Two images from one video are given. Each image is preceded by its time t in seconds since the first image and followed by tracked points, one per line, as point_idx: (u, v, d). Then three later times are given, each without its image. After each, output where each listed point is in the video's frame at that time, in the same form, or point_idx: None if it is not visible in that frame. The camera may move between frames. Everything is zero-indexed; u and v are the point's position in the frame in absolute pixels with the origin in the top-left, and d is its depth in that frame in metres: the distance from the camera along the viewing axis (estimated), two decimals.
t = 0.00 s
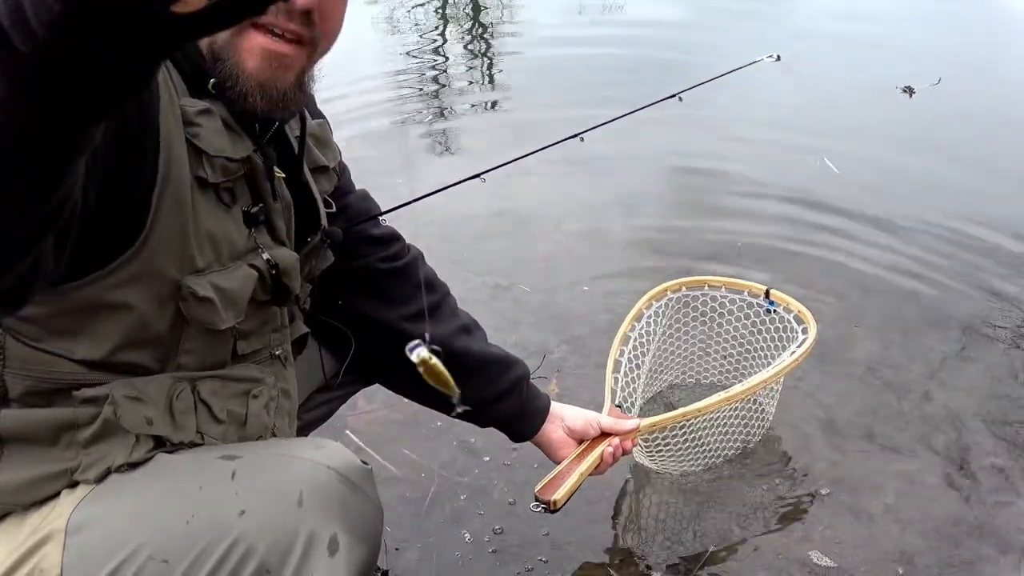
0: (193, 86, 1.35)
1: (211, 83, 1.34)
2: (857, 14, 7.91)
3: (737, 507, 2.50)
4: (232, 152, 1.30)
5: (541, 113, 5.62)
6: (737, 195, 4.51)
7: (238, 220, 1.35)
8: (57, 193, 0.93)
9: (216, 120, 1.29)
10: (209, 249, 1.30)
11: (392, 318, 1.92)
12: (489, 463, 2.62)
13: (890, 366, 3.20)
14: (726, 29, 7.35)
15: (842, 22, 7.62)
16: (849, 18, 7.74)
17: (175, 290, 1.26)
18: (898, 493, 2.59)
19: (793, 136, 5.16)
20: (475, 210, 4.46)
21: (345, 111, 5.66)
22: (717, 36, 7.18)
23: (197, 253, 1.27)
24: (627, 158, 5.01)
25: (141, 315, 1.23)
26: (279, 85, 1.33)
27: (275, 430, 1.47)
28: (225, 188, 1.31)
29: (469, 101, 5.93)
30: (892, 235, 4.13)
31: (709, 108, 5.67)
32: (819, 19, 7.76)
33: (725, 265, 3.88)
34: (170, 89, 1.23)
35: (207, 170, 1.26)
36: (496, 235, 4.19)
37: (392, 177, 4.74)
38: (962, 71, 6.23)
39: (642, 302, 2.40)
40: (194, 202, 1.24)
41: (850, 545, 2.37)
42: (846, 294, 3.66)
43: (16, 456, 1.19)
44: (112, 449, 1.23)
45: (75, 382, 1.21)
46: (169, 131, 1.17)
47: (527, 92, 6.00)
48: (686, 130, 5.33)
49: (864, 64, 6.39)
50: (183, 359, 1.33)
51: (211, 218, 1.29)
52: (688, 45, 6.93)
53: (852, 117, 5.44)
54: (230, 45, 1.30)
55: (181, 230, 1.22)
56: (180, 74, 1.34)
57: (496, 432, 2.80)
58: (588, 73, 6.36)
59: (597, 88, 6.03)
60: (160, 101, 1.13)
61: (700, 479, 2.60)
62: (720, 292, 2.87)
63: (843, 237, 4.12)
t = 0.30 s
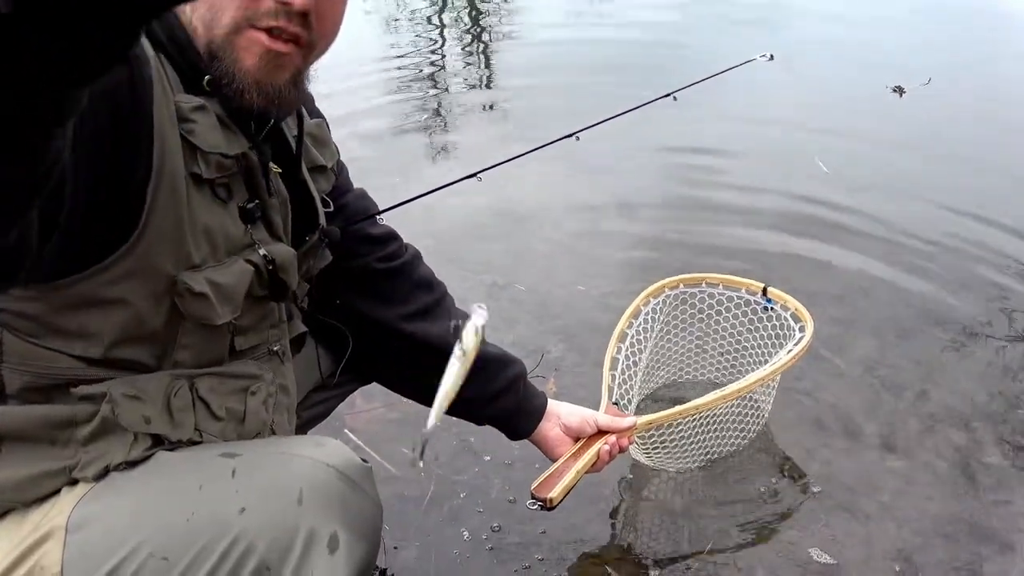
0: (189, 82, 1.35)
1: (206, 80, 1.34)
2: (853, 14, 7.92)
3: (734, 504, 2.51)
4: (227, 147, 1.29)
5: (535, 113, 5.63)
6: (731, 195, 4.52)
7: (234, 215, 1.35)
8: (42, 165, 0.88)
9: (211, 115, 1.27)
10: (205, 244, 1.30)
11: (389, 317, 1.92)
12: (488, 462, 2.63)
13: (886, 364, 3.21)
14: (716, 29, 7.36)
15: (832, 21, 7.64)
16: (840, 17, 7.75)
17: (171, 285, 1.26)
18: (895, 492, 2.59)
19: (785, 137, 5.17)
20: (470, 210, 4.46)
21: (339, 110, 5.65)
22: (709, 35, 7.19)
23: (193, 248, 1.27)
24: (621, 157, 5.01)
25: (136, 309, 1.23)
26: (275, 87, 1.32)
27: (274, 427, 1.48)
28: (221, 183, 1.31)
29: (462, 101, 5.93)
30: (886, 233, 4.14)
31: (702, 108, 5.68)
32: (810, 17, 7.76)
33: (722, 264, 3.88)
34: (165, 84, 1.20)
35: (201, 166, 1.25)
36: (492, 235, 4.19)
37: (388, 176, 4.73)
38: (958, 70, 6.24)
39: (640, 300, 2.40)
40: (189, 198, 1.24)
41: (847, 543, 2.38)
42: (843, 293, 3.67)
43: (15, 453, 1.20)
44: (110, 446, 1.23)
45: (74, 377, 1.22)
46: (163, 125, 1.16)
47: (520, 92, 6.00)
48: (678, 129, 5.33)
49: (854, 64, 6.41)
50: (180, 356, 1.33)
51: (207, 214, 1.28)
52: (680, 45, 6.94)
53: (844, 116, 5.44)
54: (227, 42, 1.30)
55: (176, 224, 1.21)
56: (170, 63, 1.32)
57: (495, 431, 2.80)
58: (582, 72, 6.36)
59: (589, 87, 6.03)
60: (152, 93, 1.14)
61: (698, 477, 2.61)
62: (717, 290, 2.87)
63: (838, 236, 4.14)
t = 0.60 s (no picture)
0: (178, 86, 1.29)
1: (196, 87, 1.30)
2: (851, 13, 7.93)
3: (732, 508, 2.51)
4: (218, 155, 1.28)
5: (532, 114, 5.63)
6: (728, 198, 4.52)
7: (229, 221, 1.34)
8: None
9: (201, 122, 1.26)
10: (198, 249, 1.30)
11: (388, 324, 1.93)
12: (488, 467, 2.63)
13: (884, 369, 3.21)
14: (712, 29, 7.36)
15: (828, 22, 7.64)
16: (837, 18, 7.75)
17: (164, 292, 1.26)
18: (892, 497, 2.60)
19: (781, 139, 5.17)
20: (468, 213, 4.46)
21: (336, 112, 5.65)
22: (705, 36, 7.18)
23: (185, 253, 1.27)
24: (618, 159, 5.01)
25: (128, 313, 1.24)
26: (267, 96, 1.33)
27: (271, 432, 1.48)
28: (213, 190, 1.30)
29: (459, 102, 5.93)
30: (884, 237, 4.15)
31: (698, 109, 5.67)
32: (805, 18, 7.76)
33: (720, 267, 3.89)
34: (155, 90, 1.19)
35: (191, 174, 1.24)
36: (490, 238, 4.19)
37: (387, 179, 4.73)
38: (956, 71, 6.24)
39: (638, 303, 2.40)
40: (180, 205, 1.24)
41: (844, 549, 2.38)
42: (841, 297, 3.67)
43: (13, 459, 1.20)
44: (105, 454, 1.24)
45: (69, 385, 1.22)
46: (152, 129, 1.17)
47: (516, 93, 6.00)
48: (674, 131, 5.34)
49: (850, 64, 6.41)
50: (174, 362, 1.33)
51: (200, 220, 1.28)
52: (676, 46, 6.94)
53: (840, 118, 5.45)
54: (217, 50, 1.30)
55: (167, 227, 1.22)
56: (162, 70, 1.26)
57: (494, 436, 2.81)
58: (578, 74, 6.36)
59: (584, 89, 6.03)
60: (144, 98, 1.16)
61: (697, 482, 2.61)
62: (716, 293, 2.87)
63: (835, 239, 4.14)
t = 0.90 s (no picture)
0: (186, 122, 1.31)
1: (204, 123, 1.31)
2: (853, 25, 7.97)
3: (733, 536, 2.50)
4: (222, 191, 1.30)
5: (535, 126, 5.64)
6: (730, 215, 4.53)
7: (234, 255, 1.36)
8: None
9: (206, 158, 1.27)
10: (202, 283, 1.31)
11: (392, 352, 1.93)
12: (492, 490, 2.63)
13: (887, 394, 3.21)
14: (714, 41, 7.38)
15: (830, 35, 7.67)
16: (839, 31, 7.78)
17: (168, 326, 1.27)
18: (893, 526, 2.59)
19: (783, 156, 5.19)
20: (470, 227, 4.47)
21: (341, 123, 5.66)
22: (707, 48, 7.21)
23: (190, 287, 1.28)
24: (619, 174, 5.02)
25: (132, 347, 1.25)
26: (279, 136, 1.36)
27: (275, 464, 1.48)
28: (218, 225, 1.32)
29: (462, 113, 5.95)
30: (886, 257, 4.16)
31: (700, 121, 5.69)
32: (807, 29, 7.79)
33: (722, 286, 3.89)
34: (161, 126, 1.20)
35: (196, 210, 1.25)
36: (493, 254, 4.20)
37: (391, 192, 4.74)
38: (957, 88, 6.28)
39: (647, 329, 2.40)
40: (185, 240, 1.25)
41: None
42: (843, 318, 3.67)
43: (17, 493, 1.20)
44: (109, 488, 1.24)
45: (74, 420, 1.23)
46: (157, 165, 1.17)
47: (519, 105, 6.02)
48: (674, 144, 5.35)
49: (852, 77, 6.43)
50: (178, 395, 1.34)
51: (205, 255, 1.29)
52: (678, 58, 6.96)
53: (842, 134, 5.46)
54: (228, 93, 1.31)
55: (172, 263, 1.23)
56: (168, 104, 1.26)
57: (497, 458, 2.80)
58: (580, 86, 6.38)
59: (585, 102, 6.06)
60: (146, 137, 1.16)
61: (700, 509, 2.60)
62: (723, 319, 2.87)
63: (838, 259, 4.15)
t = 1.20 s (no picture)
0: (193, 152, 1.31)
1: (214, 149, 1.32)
2: (855, 36, 7.97)
3: (735, 561, 2.49)
4: (230, 219, 1.30)
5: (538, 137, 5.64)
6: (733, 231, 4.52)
7: (240, 283, 1.36)
8: None
9: (214, 186, 1.28)
10: (208, 310, 1.31)
11: (396, 378, 1.94)
12: (494, 511, 2.61)
13: (891, 417, 3.19)
14: (717, 54, 7.37)
15: (832, 46, 7.66)
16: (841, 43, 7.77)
17: (173, 353, 1.27)
18: (896, 551, 2.57)
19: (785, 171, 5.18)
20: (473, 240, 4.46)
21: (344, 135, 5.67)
22: (709, 61, 7.21)
23: (195, 314, 1.28)
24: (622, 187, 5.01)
25: (137, 375, 1.25)
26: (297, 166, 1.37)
27: (278, 491, 1.48)
28: (224, 253, 1.32)
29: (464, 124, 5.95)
30: (889, 276, 4.14)
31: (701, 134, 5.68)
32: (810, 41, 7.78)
33: (726, 305, 3.88)
34: (168, 153, 1.21)
35: (202, 237, 1.26)
36: (495, 269, 4.19)
37: (394, 204, 4.74)
38: (962, 101, 6.26)
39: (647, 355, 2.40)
40: (191, 267, 1.25)
41: None
42: (847, 339, 3.66)
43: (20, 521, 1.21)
44: (112, 516, 1.24)
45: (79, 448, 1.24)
46: (163, 191, 1.18)
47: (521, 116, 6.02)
48: (676, 156, 5.34)
49: (854, 91, 6.42)
50: (181, 422, 1.33)
51: (210, 283, 1.30)
52: (680, 71, 6.96)
53: (845, 149, 5.45)
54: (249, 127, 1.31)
55: (177, 291, 1.23)
56: (177, 133, 1.27)
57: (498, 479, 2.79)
58: (582, 97, 6.38)
59: (587, 114, 6.06)
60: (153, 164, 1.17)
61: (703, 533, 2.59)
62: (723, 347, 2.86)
63: (841, 277, 4.13)
